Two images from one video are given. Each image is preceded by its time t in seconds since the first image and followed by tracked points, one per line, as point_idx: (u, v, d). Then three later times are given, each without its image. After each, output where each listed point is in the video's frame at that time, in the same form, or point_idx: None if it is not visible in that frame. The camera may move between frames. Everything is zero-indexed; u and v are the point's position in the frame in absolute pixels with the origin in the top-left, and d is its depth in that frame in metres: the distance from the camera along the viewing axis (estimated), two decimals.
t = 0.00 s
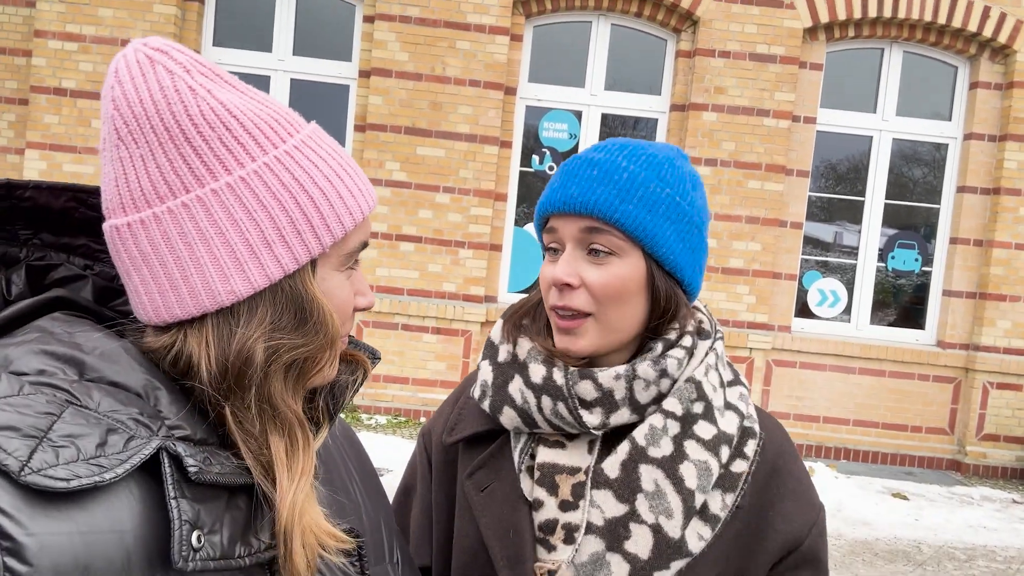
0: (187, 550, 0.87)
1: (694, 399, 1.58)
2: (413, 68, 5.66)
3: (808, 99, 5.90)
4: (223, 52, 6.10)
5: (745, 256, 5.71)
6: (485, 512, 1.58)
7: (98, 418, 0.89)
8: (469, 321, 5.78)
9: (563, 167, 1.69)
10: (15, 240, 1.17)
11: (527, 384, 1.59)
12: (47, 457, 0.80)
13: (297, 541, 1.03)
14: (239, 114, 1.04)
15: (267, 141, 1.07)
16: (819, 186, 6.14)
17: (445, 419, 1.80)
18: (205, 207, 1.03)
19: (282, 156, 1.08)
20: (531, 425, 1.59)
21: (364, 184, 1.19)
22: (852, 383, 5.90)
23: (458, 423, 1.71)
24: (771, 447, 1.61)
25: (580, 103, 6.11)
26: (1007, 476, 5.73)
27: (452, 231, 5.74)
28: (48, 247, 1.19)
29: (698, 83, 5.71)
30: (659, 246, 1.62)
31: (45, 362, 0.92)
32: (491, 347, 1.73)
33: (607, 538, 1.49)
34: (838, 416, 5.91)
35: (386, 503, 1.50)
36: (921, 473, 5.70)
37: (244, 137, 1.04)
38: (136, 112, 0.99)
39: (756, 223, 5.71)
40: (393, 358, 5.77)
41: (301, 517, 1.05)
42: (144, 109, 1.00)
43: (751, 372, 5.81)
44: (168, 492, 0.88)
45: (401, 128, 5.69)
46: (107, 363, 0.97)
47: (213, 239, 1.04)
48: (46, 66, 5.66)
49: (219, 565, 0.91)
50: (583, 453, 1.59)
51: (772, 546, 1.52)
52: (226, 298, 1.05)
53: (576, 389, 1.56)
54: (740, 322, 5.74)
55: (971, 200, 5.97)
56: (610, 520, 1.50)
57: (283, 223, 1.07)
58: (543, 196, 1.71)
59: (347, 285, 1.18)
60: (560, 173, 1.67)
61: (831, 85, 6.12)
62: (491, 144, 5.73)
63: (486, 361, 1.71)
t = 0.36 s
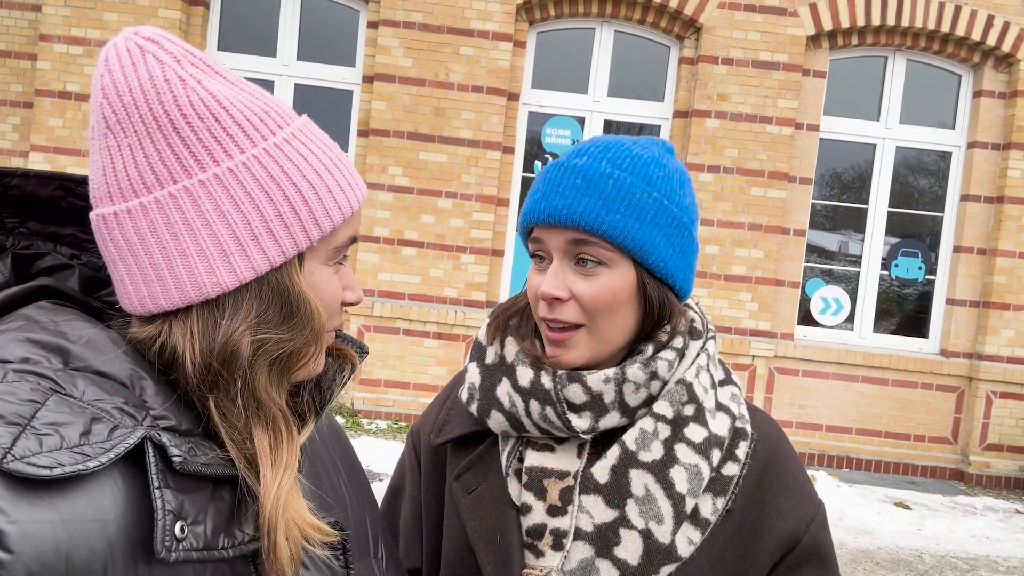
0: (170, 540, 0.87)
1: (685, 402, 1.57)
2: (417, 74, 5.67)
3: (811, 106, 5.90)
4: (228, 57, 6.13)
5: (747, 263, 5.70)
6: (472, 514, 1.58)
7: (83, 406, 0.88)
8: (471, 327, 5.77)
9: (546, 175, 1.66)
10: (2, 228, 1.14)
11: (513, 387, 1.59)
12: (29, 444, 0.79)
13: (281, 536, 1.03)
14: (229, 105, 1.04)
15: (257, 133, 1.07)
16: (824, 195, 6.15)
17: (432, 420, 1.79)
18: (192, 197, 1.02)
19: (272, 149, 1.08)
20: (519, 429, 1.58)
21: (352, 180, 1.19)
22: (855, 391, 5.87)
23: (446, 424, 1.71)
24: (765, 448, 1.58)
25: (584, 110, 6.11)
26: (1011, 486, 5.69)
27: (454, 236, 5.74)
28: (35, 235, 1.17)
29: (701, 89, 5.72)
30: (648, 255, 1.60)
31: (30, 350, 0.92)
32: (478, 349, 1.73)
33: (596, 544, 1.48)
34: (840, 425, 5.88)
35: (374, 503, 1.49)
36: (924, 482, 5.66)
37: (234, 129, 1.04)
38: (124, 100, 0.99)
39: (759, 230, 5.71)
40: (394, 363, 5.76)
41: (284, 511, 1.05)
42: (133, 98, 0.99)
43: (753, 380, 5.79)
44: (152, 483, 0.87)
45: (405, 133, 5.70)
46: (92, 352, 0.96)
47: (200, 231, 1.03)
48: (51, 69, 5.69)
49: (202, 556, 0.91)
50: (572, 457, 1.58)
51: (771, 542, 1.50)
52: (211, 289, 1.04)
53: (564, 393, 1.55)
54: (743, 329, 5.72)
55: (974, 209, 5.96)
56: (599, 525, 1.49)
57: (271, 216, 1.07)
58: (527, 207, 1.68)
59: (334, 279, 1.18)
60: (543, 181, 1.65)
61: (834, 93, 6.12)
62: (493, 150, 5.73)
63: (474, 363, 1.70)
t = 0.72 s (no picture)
0: (177, 548, 0.86)
1: (688, 409, 1.60)
2: (415, 79, 5.69)
3: (809, 112, 5.92)
4: (227, 62, 6.14)
5: (745, 268, 5.71)
6: (474, 522, 1.56)
7: (91, 414, 0.88)
8: (469, 331, 5.77)
9: (585, 226, 1.55)
10: (13, 236, 1.16)
11: (524, 403, 1.58)
12: (39, 452, 0.79)
13: (288, 545, 1.02)
14: (238, 115, 1.04)
15: (266, 143, 1.08)
16: (822, 200, 6.15)
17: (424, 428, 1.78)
18: (200, 209, 1.03)
19: (280, 159, 1.08)
20: (527, 443, 1.59)
21: (360, 190, 1.19)
22: (853, 396, 5.88)
23: (440, 432, 1.68)
24: (755, 453, 1.61)
25: (582, 115, 6.14)
26: (1009, 491, 5.69)
27: (452, 241, 5.75)
28: (46, 243, 1.18)
29: (699, 95, 5.73)
30: (683, 308, 1.61)
31: (40, 357, 0.92)
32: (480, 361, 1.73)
33: (606, 548, 1.48)
34: (839, 430, 5.89)
35: (379, 511, 1.48)
36: (922, 487, 5.66)
37: (242, 140, 1.04)
38: (135, 111, 1.00)
39: (757, 235, 5.71)
40: (393, 367, 5.76)
41: (292, 521, 1.04)
42: (143, 109, 1.00)
43: (751, 385, 5.79)
44: (160, 490, 0.87)
45: (403, 138, 5.71)
46: (101, 360, 0.96)
47: (208, 241, 1.03)
48: (50, 74, 5.69)
49: (208, 565, 0.90)
50: (578, 466, 1.59)
51: (775, 544, 1.50)
52: (217, 301, 1.04)
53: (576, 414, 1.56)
54: (741, 334, 5.73)
55: (972, 214, 5.97)
56: (609, 530, 1.49)
57: (278, 227, 1.07)
58: (561, 255, 1.55)
59: (342, 289, 1.18)
60: (586, 236, 1.54)
61: (832, 99, 6.14)
62: (492, 155, 5.74)
63: (477, 374, 1.70)
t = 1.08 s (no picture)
0: (178, 558, 0.85)
1: (665, 411, 1.63)
2: (413, 82, 5.69)
3: (806, 112, 5.92)
4: (224, 66, 6.14)
5: (744, 269, 5.70)
6: (461, 546, 1.55)
7: (93, 423, 0.86)
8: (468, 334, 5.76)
9: (576, 237, 1.53)
10: (18, 242, 1.14)
11: (501, 422, 1.57)
12: (40, 460, 0.78)
13: (285, 556, 1.01)
14: (242, 125, 1.04)
15: (270, 153, 1.07)
16: (821, 201, 6.15)
17: (399, 452, 1.75)
18: (201, 217, 1.02)
19: (283, 169, 1.08)
20: (509, 461, 1.57)
21: (364, 201, 1.18)
22: (852, 397, 5.87)
23: (416, 458, 1.66)
24: (729, 446, 1.65)
25: (579, 117, 6.14)
26: (1009, 492, 5.68)
27: (450, 244, 5.74)
28: (51, 250, 1.16)
29: (696, 97, 5.74)
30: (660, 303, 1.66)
31: (43, 365, 0.90)
32: (451, 381, 1.70)
33: (599, 560, 1.47)
34: (838, 431, 5.88)
35: (381, 521, 1.47)
36: (922, 488, 5.66)
37: (245, 149, 1.04)
38: (139, 119, 1.00)
39: (755, 237, 5.71)
40: (391, 371, 5.75)
41: (288, 532, 1.03)
42: (147, 117, 1.00)
43: (750, 386, 5.78)
44: (161, 500, 0.86)
45: (401, 141, 5.71)
46: (104, 368, 0.95)
47: (208, 250, 1.03)
48: (48, 79, 5.69)
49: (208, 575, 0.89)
50: (564, 479, 1.58)
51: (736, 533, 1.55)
52: (216, 311, 1.04)
53: (556, 425, 1.56)
54: (740, 336, 5.72)
55: (970, 214, 5.97)
56: (601, 541, 1.49)
57: (279, 238, 1.06)
58: (558, 271, 1.52)
59: (343, 301, 1.17)
60: (580, 252, 1.52)
61: (829, 100, 6.14)
62: (490, 157, 5.74)
63: (449, 396, 1.67)
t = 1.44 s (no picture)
0: (177, 555, 0.85)
1: (665, 404, 1.66)
2: (410, 84, 5.69)
3: (803, 113, 5.93)
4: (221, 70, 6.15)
5: (742, 269, 5.71)
6: (467, 548, 1.54)
7: (95, 418, 0.87)
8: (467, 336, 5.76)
9: (582, 254, 1.52)
10: (24, 239, 1.13)
11: (508, 423, 1.58)
12: (41, 455, 0.78)
13: (281, 554, 1.01)
14: (245, 120, 1.04)
15: (272, 150, 1.07)
16: (819, 201, 6.16)
17: (392, 456, 1.74)
18: (201, 212, 1.02)
19: (285, 166, 1.08)
20: (516, 462, 1.57)
21: (366, 200, 1.18)
22: (851, 397, 5.87)
23: (413, 462, 1.64)
24: (717, 433, 1.69)
25: (577, 118, 6.15)
26: (1009, 490, 5.68)
27: (449, 245, 5.74)
28: (57, 246, 1.16)
29: (694, 97, 5.74)
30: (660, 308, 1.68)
31: (46, 360, 0.90)
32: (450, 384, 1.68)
33: (611, 553, 1.49)
34: (838, 431, 5.88)
35: (383, 522, 1.46)
36: (922, 487, 5.66)
37: (247, 145, 1.04)
38: (143, 113, 1.00)
39: (753, 237, 5.71)
40: (390, 373, 5.76)
41: (285, 529, 1.03)
42: (151, 111, 1.00)
43: (750, 386, 5.78)
44: (162, 496, 0.86)
45: (399, 143, 5.71)
46: (107, 363, 0.95)
47: (207, 246, 1.03)
48: (45, 83, 5.69)
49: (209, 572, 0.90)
50: (571, 476, 1.60)
51: (738, 512, 1.56)
52: (215, 306, 1.03)
53: (564, 425, 1.58)
54: (739, 336, 5.72)
55: (968, 213, 5.97)
56: (613, 535, 1.51)
57: (279, 235, 1.07)
58: (563, 288, 1.52)
59: (343, 300, 1.16)
60: (586, 268, 1.51)
61: (826, 100, 6.15)
62: (488, 159, 5.74)
63: (451, 399, 1.64)
